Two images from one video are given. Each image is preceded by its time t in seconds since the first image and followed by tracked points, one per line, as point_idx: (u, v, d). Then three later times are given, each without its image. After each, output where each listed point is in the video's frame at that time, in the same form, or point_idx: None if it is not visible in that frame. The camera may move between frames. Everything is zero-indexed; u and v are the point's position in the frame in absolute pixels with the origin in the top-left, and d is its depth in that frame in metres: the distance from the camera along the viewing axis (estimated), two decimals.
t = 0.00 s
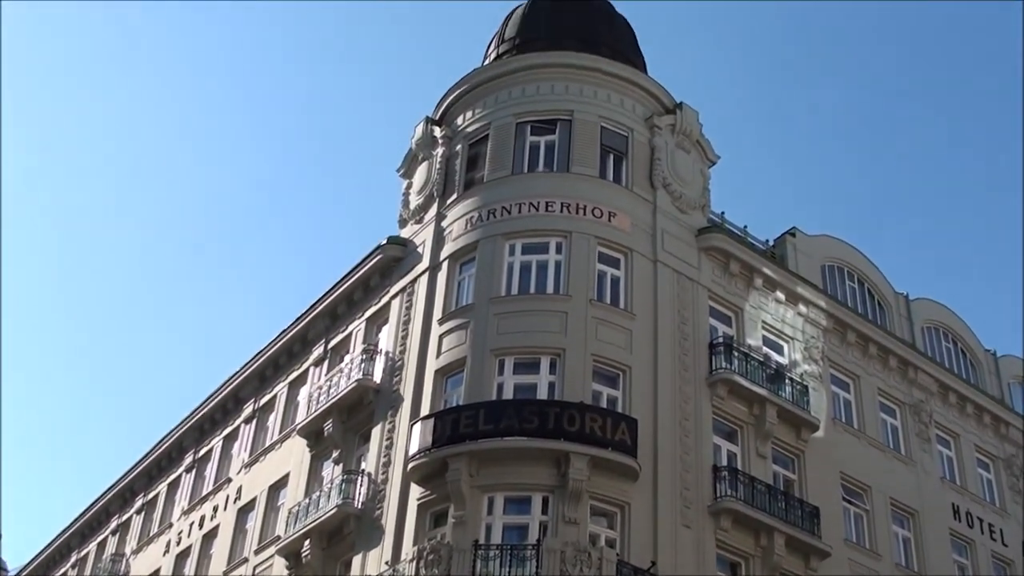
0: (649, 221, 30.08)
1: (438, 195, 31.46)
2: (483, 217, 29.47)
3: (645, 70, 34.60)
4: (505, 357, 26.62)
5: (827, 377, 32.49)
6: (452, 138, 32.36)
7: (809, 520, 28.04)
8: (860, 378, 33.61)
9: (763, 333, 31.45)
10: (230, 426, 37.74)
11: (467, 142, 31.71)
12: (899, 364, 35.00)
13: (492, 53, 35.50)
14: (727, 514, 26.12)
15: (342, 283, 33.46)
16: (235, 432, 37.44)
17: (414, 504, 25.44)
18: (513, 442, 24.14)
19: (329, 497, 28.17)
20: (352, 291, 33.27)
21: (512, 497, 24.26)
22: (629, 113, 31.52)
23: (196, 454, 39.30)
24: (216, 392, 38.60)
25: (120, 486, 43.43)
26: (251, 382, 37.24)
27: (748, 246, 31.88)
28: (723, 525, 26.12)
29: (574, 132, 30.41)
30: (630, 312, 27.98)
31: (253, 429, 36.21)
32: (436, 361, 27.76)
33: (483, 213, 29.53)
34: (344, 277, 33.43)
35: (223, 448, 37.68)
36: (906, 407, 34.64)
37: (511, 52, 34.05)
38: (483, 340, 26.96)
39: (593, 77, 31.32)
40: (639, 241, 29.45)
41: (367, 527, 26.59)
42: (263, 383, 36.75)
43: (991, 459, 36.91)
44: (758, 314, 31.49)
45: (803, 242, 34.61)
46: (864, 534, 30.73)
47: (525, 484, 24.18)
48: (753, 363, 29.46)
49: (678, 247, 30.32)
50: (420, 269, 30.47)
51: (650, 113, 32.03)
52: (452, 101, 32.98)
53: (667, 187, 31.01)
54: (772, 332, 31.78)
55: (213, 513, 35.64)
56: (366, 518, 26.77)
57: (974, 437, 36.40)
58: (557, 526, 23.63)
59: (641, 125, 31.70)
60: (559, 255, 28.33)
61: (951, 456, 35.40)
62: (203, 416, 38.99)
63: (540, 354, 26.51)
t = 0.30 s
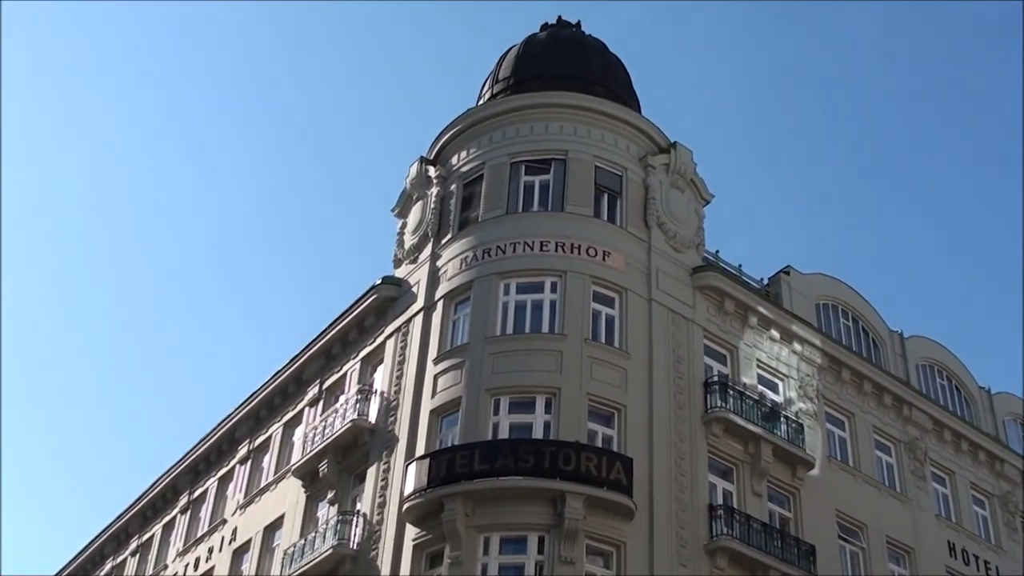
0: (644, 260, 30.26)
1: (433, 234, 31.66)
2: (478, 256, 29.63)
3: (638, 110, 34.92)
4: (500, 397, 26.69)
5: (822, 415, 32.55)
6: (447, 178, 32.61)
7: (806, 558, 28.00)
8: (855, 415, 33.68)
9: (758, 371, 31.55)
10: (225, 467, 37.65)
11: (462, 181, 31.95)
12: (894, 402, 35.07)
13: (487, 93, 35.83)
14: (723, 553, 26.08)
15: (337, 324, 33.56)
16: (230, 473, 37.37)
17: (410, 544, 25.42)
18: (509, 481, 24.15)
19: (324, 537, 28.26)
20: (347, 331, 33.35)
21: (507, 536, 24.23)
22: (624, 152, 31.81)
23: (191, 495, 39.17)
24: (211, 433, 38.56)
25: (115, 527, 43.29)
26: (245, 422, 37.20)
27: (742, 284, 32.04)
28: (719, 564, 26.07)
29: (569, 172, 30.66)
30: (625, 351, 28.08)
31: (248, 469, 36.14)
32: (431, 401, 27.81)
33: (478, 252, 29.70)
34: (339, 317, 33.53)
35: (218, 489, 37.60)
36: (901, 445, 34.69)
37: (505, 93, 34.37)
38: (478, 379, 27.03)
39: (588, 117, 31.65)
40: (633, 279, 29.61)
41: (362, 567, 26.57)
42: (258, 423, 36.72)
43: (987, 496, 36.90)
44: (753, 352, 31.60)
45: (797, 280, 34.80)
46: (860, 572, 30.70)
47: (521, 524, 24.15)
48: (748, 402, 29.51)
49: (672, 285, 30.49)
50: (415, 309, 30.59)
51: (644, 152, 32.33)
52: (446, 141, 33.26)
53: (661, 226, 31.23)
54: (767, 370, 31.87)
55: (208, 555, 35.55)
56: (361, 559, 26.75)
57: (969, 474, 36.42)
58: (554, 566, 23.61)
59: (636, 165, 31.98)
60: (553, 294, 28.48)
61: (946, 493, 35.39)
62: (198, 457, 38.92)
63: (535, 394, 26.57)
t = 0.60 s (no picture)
0: (632, 280, 30.38)
1: (421, 253, 31.74)
2: (466, 275, 29.72)
3: (627, 130, 35.12)
4: (487, 415, 26.72)
5: (809, 434, 32.66)
6: (435, 196, 32.72)
7: None
8: (841, 434, 33.80)
9: (745, 391, 31.66)
10: (211, 485, 37.52)
11: (450, 200, 32.06)
12: (880, 421, 35.19)
13: (476, 112, 36.00)
14: (710, 571, 26.12)
15: (325, 342, 33.55)
16: (216, 491, 37.26)
17: (397, 562, 25.41)
18: (497, 500, 24.16)
19: (311, 555, 28.20)
20: (334, 349, 33.34)
21: (494, 555, 24.23)
22: (612, 172, 31.99)
23: (176, 514, 39.02)
24: (197, 451, 38.46)
25: (100, 545, 43.12)
26: (232, 441, 37.10)
27: (729, 303, 32.18)
28: None
29: (558, 192, 30.81)
30: (613, 370, 28.16)
31: (234, 487, 36.04)
32: (419, 419, 27.83)
33: (467, 271, 29.77)
34: (326, 336, 33.53)
35: (204, 507, 37.49)
36: (887, 464, 34.80)
37: (494, 112, 34.55)
38: (466, 397, 27.07)
39: (576, 137, 31.83)
40: (621, 299, 29.73)
41: None
42: (245, 441, 36.63)
43: (972, 515, 37.02)
44: (740, 372, 31.73)
45: (785, 300, 34.97)
46: None
47: (508, 542, 24.16)
48: (735, 420, 29.60)
49: (660, 305, 30.61)
50: (402, 327, 30.63)
51: (633, 172, 32.51)
52: (435, 160, 33.39)
53: (649, 246, 31.36)
54: (754, 389, 31.99)
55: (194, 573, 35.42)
56: None
57: (955, 493, 36.55)
58: None
59: (624, 185, 32.15)
60: (542, 313, 28.57)
61: (932, 511, 35.49)
62: (184, 474, 38.80)
63: (523, 413, 26.62)
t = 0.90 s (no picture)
0: (576, 271, 30.39)
1: (365, 239, 31.46)
2: (410, 262, 29.52)
3: (576, 121, 35.09)
4: (428, 404, 26.58)
5: (748, 427, 32.96)
6: (381, 182, 32.45)
7: (727, 567, 28.31)
8: (780, 428, 34.16)
9: (686, 383, 31.84)
10: (148, 469, 36.97)
11: (396, 187, 31.82)
12: (819, 416, 35.61)
13: (424, 99, 35.74)
14: (646, 561, 26.27)
15: (266, 326, 33.14)
16: (153, 475, 36.72)
17: (334, 549, 25.22)
18: (435, 489, 24.05)
19: (247, 541, 27.90)
20: (276, 334, 32.95)
21: (432, 543, 24.13)
22: (559, 163, 31.94)
23: (112, 498, 38.41)
24: (134, 434, 37.85)
25: (34, 529, 42.36)
26: (170, 424, 36.57)
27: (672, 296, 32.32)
28: (642, 572, 26.25)
29: (504, 181, 30.69)
30: (555, 360, 28.15)
31: (171, 472, 35.53)
32: (359, 406, 27.62)
33: (411, 258, 29.56)
34: (267, 321, 33.13)
35: (140, 491, 36.93)
36: (824, 458, 35.24)
37: (443, 100, 34.33)
38: (407, 385, 26.90)
39: (524, 127, 31.73)
40: (565, 289, 29.71)
41: (285, 572, 26.32)
42: (183, 426, 36.11)
43: (907, 510, 37.64)
44: (681, 364, 31.90)
45: (727, 294, 35.23)
46: None
47: (446, 531, 24.06)
48: (675, 412, 29.75)
49: (604, 296, 30.65)
50: (345, 314, 30.36)
51: (580, 164, 32.50)
52: (381, 145, 33.10)
53: (594, 238, 31.38)
54: (695, 382, 32.20)
55: (129, 558, 34.90)
56: (284, 563, 26.48)
57: (891, 488, 37.13)
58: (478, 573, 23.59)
59: (571, 176, 32.13)
60: (485, 302, 28.46)
61: (868, 506, 36.04)
62: (121, 458, 38.19)
63: (464, 402, 26.51)
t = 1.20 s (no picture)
0: (510, 240, 30.30)
1: (298, 201, 31.02)
2: (342, 226, 29.18)
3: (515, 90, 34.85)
4: (357, 369, 26.38)
5: (676, 399, 33.28)
6: (315, 144, 31.97)
7: (652, 537, 28.63)
8: (708, 402, 34.57)
9: (616, 355, 32.03)
10: (72, 429, 36.30)
11: (330, 149, 31.40)
12: (747, 390, 36.09)
13: (361, 62, 35.23)
14: (572, 530, 26.46)
15: (195, 287, 32.57)
16: (77, 435, 36.08)
17: (259, 513, 25.00)
18: (362, 454, 23.91)
19: (172, 504, 27.55)
20: (205, 296, 32.40)
21: (358, 509, 24.03)
22: (495, 131, 31.74)
23: (36, 457, 37.70)
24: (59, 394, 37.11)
25: None
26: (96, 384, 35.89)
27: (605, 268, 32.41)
28: (568, 540, 26.43)
29: (439, 147, 30.42)
30: (486, 329, 28.09)
31: (97, 432, 34.93)
32: (287, 369, 27.32)
33: (343, 222, 29.22)
34: (196, 282, 32.54)
35: (64, 451, 36.28)
36: (751, 432, 35.76)
37: (380, 63, 33.88)
38: (336, 350, 26.66)
39: (461, 94, 31.45)
40: (498, 258, 29.61)
41: (209, 535, 26.06)
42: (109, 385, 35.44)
43: (831, 484, 38.41)
44: (612, 336, 32.08)
45: (659, 268, 35.48)
46: (705, 553, 31.60)
47: (372, 497, 23.97)
48: (605, 383, 29.92)
49: (537, 266, 30.62)
50: (275, 276, 29.95)
51: (516, 133, 32.34)
52: (317, 107, 32.61)
53: (529, 207, 31.31)
54: (625, 354, 32.41)
55: (51, 518, 34.32)
56: (209, 527, 26.20)
57: (816, 463, 37.84)
58: (404, 539, 23.55)
59: (507, 144, 31.96)
60: (417, 268, 28.25)
61: (793, 480, 36.76)
62: (45, 417, 37.43)
63: (393, 368, 26.35)
